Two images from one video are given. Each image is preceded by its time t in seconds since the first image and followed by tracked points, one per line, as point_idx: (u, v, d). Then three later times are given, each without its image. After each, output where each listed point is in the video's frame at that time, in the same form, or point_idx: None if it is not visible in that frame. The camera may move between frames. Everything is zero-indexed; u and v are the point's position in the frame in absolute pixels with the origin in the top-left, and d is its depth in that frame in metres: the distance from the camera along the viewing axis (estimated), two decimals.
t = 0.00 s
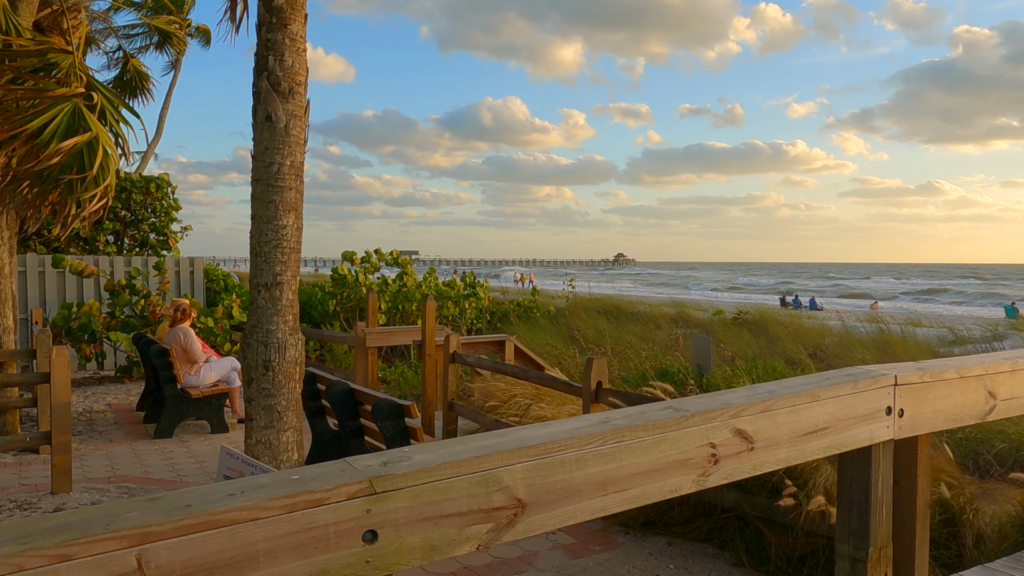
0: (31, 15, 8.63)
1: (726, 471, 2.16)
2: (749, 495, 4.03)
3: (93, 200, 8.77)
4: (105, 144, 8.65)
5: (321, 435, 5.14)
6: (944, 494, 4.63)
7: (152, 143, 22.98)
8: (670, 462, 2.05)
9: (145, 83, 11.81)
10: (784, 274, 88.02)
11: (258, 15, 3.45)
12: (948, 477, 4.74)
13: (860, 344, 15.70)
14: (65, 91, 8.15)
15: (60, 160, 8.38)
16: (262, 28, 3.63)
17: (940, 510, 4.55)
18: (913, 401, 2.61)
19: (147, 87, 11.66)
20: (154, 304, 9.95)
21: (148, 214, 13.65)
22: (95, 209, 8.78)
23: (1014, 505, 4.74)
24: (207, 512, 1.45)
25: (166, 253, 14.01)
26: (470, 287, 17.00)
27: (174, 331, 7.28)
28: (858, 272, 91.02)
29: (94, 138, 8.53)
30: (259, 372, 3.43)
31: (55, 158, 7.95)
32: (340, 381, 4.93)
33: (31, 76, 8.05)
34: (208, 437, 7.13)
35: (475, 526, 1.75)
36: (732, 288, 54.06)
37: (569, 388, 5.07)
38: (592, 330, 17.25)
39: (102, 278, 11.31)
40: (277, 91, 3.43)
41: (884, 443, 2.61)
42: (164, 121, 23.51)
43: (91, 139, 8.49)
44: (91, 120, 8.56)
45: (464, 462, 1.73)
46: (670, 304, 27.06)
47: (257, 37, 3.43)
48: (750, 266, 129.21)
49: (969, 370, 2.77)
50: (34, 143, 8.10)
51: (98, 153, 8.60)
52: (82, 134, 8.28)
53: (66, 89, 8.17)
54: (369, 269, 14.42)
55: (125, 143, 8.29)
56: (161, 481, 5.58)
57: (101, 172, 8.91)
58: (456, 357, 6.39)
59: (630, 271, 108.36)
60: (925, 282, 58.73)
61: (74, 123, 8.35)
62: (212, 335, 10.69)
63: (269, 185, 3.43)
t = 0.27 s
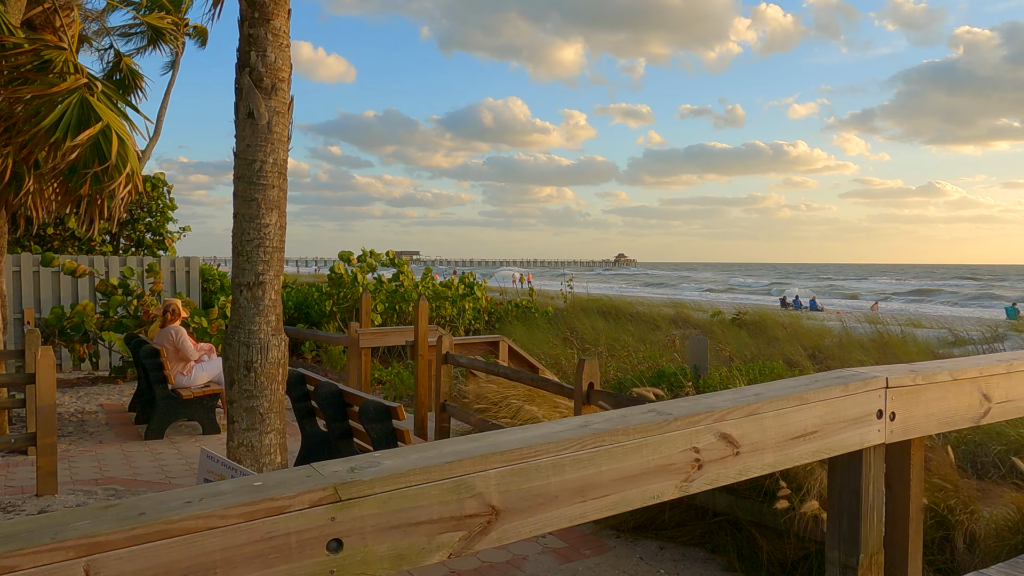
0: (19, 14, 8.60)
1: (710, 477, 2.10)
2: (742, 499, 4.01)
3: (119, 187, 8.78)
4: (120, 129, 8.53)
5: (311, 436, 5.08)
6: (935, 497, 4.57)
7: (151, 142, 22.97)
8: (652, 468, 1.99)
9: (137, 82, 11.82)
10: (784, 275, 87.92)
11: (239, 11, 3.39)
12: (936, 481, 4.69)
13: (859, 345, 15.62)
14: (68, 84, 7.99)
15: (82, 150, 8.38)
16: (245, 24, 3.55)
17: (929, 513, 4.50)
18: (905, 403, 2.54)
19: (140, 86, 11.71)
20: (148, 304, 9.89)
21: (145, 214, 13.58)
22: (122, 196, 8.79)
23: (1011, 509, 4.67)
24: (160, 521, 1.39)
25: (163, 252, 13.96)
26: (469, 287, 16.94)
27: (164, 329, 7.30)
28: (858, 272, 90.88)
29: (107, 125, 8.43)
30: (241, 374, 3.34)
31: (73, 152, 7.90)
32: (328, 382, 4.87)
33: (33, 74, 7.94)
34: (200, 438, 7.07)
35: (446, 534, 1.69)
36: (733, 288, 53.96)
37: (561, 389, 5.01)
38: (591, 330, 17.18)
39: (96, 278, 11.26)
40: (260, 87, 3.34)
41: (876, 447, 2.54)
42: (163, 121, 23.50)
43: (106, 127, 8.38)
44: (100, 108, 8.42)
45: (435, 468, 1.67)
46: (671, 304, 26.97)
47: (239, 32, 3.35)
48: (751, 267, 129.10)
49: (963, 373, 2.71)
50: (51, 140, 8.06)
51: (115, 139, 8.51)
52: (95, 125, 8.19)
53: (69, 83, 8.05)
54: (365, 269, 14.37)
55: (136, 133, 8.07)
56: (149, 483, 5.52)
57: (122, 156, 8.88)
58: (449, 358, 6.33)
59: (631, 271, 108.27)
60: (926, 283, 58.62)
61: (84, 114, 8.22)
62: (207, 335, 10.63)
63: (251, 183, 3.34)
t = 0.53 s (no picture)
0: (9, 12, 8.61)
1: (694, 487, 2.03)
2: (733, 506, 3.95)
3: (109, 185, 9.05)
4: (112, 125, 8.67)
5: (298, 441, 5.00)
6: (932, 504, 4.50)
7: (147, 143, 22.93)
8: (632, 478, 1.92)
9: (127, 81, 11.95)
10: (784, 276, 87.78)
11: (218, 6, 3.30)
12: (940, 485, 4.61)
13: (858, 346, 15.54)
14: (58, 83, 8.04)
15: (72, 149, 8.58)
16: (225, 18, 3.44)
17: (934, 519, 4.42)
18: (897, 409, 2.47)
19: (131, 85, 11.82)
20: (139, 305, 9.82)
21: (139, 214, 13.51)
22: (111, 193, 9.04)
23: (1008, 514, 4.60)
24: (104, 538, 1.31)
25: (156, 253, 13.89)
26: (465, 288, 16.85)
27: (153, 330, 7.29)
28: (857, 274, 90.84)
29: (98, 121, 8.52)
30: (219, 378, 3.24)
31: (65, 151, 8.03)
32: (315, 385, 4.79)
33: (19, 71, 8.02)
34: (189, 441, 6.99)
35: (413, 548, 1.61)
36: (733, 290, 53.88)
37: (552, 392, 4.92)
38: (588, 331, 17.10)
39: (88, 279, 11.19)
40: (239, 84, 3.23)
41: (866, 454, 2.47)
42: (159, 122, 23.46)
43: (96, 124, 8.45)
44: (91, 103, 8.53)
45: (401, 480, 1.60)
46: (669, 306, 26.88)
47: (218, 28, 3.24)
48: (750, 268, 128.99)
49: (957, 378, 2.64)
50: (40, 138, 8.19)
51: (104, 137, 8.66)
52: (87, 121, 8.27)
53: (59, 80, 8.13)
54: (360, 270, 14.30)
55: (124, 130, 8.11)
56: (134, 488, 5.44)
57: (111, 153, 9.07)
58: (440, 361, 6.25)
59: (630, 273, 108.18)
60: (926, 285, 58.51)
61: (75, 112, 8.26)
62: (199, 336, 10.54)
63: (230, 183, 3.24)
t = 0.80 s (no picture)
0: None
1: (674, 500, 1.96)
2: (724, 514, 3.88)
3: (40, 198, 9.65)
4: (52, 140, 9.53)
5: (285, 446, 4.93)
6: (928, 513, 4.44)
7: (144, 144, 22.93)
8: (609, 492, 1.85)
9: (119, 81, 12.22)
10: (783, 276, 87.74)
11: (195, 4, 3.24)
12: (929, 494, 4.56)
13: (856, 348, 15.47)
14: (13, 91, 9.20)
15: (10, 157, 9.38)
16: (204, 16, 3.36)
17: (923, 528, 4.36)
18: (887, 418, 2.41)
19: (122, 85, 12.08)
20: (131, 307, 9.75)
21: (133, 215, 13.45)
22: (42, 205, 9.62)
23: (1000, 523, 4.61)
24: (39, 562, 1.24)
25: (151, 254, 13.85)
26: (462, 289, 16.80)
27: (142, 332, 7.23)
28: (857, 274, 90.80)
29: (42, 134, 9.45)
30: (196, 385, 3.17)
31: None
32: (301, 389, 4.72)
33: None
34: (178, 445, 6.93)
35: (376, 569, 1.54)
36: (732, 291, 53.85)
37: (541, 397, 4.85)
38: (584, 332, 17.04)
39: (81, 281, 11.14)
40: (217, 84, 3.16)
41: (856, 465, 2.40)
42: (156, 123, 23.46)
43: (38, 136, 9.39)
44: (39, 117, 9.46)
45: (362, 497, 1.53)
46: (667, 307, 26.83)
47: (195, 26, 3.17)
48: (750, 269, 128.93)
49: (949, 386, 2.57)
50: None
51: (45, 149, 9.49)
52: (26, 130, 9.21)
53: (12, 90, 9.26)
54: (355, 272, 14.24)
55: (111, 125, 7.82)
56: (120, 493, 5.36)
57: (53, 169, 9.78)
58: (431, 364, 6.18)
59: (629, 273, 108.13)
60: (925, 285, 58.48)
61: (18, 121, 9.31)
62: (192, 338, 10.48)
63: (207, 185, 3.16)
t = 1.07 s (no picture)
0: None
1: (654, 509, 1.91)
2: (714, 520, 3.84)
3: None
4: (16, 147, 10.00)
5: (273, 450, 4.89)
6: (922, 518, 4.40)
7: (142, 146, 22.91)
8: (587, 502, 1.80)
9: (113, 82, 12.26)
10: (783, 277, 87.68)
11: (176, 3, 3.19)
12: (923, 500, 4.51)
13: (854, 350, 15.41)
14: None
15: None
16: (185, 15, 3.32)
17: (917, 535, 4.29)
18: (875, 425, 2.36)
19: (117, 86, 12.13)
20: (124, 309, 9.70)
21: (129, 216, 13.41)
22: None
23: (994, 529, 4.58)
24: None
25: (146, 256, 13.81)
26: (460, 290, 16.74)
27: (133, 335, 7.19)
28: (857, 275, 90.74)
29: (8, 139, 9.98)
30: (177, 390, 3.12)
31: None
32: (289, 393, 4.67)
33: None
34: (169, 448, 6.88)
35: None
36: (732, 291, 53.79)
37: (532, 401, 4.80)
38: (582, 334, 16.98)
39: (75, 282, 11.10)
40: (197, 84, 3.11)
41: (843, 472, 2.35)
42: (154, 124, 23.44)
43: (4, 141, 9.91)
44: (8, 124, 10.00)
45: (326, 509, 1.48)
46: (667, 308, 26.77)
47: (175, 26, 3.13)
48: (750, 269, 128.85)
49: (939, 391, 2.52)
50: None
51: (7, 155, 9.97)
52: None
53: None
54: (352, 273, 14.20)
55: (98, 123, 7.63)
56: (108, 498, 5.32)
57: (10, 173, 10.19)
58: (423, 367, 6.13)
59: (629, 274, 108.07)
60: (926, 286, 58.40)
61: None
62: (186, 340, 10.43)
63: (188, 187, 3.12)
